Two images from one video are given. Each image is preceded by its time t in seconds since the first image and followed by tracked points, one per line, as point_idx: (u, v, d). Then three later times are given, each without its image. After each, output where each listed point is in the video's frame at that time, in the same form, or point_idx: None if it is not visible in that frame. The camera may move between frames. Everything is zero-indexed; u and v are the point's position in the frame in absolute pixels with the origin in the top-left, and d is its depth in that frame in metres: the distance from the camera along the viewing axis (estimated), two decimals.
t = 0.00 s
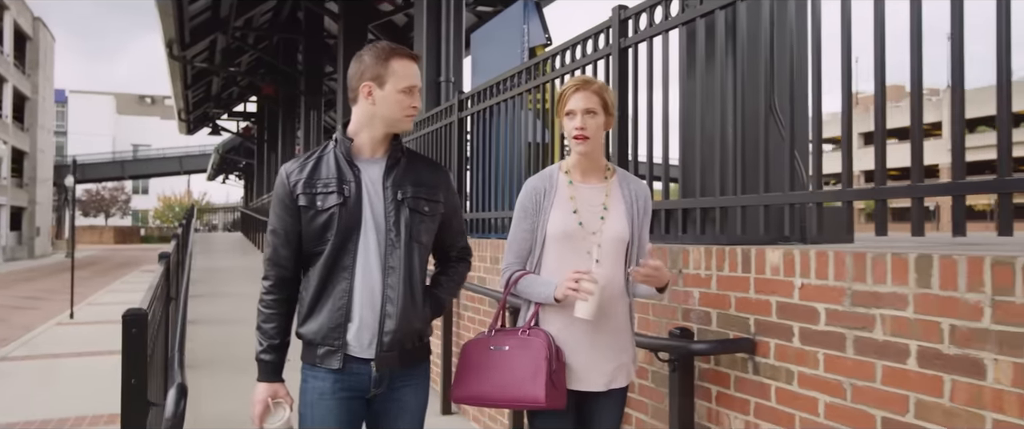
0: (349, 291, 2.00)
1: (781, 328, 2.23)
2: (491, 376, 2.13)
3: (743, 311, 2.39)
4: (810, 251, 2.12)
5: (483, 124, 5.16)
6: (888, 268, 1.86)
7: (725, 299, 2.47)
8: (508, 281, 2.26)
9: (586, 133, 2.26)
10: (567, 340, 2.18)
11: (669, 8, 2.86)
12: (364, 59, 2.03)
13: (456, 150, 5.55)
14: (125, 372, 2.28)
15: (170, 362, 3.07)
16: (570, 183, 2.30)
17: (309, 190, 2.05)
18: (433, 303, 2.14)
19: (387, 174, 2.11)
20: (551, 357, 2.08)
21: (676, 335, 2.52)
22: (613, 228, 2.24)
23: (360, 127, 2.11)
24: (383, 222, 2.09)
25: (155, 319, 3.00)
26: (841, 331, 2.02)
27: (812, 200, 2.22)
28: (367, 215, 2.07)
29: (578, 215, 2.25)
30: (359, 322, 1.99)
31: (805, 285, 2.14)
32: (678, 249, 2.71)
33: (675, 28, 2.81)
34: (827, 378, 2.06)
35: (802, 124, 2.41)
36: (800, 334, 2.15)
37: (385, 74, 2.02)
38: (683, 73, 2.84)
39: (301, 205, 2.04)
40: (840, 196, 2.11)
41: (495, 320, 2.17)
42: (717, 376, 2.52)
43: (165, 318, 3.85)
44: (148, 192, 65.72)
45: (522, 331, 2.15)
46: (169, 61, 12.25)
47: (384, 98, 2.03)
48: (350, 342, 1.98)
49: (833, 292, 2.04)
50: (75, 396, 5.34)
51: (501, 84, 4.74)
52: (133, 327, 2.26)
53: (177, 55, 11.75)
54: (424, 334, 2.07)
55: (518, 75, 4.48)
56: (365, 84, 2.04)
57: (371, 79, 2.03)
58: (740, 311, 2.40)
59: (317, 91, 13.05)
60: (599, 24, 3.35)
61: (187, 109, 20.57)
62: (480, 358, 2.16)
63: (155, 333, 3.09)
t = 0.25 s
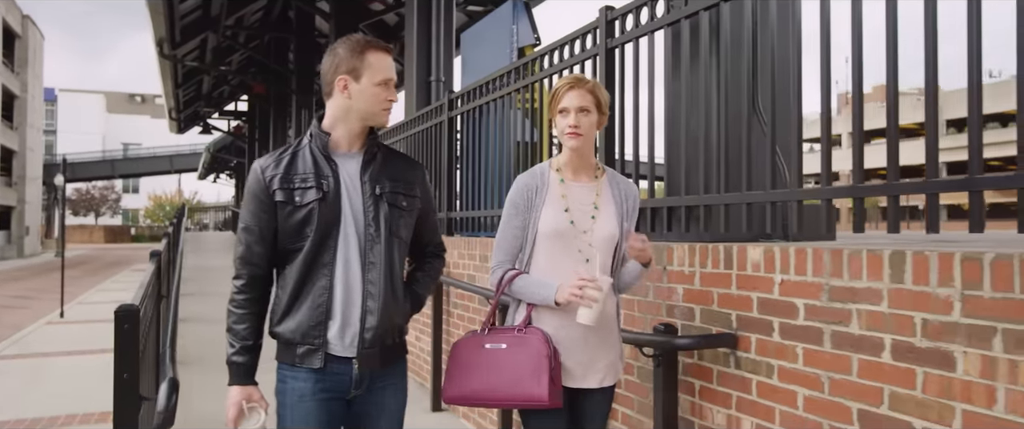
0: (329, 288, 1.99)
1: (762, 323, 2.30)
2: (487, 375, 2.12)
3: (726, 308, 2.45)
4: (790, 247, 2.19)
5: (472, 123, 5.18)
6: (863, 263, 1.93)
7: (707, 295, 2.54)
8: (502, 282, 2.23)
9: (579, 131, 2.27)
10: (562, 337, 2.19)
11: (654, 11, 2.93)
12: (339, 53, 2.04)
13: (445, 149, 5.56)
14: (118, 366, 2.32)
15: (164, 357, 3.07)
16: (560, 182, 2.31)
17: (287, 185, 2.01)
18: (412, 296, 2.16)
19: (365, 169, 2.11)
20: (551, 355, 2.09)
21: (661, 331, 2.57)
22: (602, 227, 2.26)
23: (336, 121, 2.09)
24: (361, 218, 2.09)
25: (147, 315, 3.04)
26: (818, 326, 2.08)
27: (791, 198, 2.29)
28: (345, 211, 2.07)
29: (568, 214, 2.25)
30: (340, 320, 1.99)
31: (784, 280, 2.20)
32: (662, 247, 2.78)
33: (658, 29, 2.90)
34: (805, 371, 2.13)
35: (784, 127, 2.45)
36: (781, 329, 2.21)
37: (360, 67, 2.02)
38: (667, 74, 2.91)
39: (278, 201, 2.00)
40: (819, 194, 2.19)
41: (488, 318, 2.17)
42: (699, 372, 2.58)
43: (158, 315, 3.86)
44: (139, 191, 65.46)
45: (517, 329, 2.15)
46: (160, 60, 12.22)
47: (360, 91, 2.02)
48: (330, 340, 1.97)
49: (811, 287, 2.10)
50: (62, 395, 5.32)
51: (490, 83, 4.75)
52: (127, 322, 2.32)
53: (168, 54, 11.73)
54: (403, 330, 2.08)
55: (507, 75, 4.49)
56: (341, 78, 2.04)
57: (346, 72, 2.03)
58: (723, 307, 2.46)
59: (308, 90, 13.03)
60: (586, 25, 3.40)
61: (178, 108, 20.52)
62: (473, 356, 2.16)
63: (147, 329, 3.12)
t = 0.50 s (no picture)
0: (311, 288, 1.97)
1: (744, 320, 2.40)
2: (486, 380, 2.11)
3: (710, 305, 2.55)
4: (770, 246, 2.28)
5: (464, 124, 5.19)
6: (841, 261, 2.02)
7: (693, 293, 2.64)
8: (497, 284, 2.21)
9: (567, 130, 2.29)
10: (561, 340, 2.19)
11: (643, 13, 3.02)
12: (319, 49, 2.02)
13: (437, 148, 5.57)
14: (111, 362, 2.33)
15: (157, 354, 3.06)
16: (549, 182, 2.32)
17: (266, 182, 1.98)
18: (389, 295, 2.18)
19: (345, 168, 2.10)
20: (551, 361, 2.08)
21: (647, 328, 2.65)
22: (593, 226, 2.28)
23: (315, 118, 2.07)
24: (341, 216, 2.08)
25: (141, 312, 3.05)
26: (798, 323, 2.17)
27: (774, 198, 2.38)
28: (326, 210, 2.05)
29: (558, 214, 2.27)
30: (322, 320, 1.98)
31: (765, 278, 2.30)
32: (647, 246, 2.89)
33: (646, 31, 2.99)
34: (785, 367, 2.22)
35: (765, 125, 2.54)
36: (762, 326, 2.31)
37: (340, 64, 2.01)
38: (655, 75, 2.99)
39: (257, 198, 1.96)
40: (800, 193, 2.27)
41: (484, 321, 2.15)
42: (685, 368, 2.69)
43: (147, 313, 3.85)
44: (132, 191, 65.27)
45: (516, 334, 2.14)
46: (153, 60, 12.21)
47: (341, 89, 2.01)
48: (312, 341, 1.96)
49: (791, 284, 2.19)
50: (52, 394, 5.30)
51: (481, 84, 4.77)
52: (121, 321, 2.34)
53: (161, 53, 11.71)
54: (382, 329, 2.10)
55: (497, 75, 4.51)
56: (320, 75, 2.02)
57: (326, 69, 2.01)
58: (708, 304, 2.56)
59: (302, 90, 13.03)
60: (574, 27, 3.48)
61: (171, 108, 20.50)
62: (470, 360, 2.15)
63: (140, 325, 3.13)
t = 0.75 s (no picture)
0: (302, 292, 1.98)
1: (729, 319, 2.54)
2: (484, 381, 2.10)
3: (697, 304, 2.70)
4: (755, 247, 2.42)
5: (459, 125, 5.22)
6: (822, 262, 2.15)
7: (681, 293, 2.79)
8: (490, 283, 2.24)
9: (553, 122, 2.31)
10: (557, 339, 2.20)
11: (631, 16, 3.13)
12: (301, 50, 2.01)
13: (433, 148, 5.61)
14: (108, 362, 2.37)
15: (153, 354, 3.08)
16: (538, 180, 2.34)
17: (256, 187, 1.97)
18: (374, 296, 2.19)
19: (333, 170, 2.11)
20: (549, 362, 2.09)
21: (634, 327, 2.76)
22: (582, 222, 2.28)
23: (299, 121, 2.06)
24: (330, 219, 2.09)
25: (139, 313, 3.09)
26: (781, 322, 2.31)
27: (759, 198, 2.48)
28: (315, 213, 2.05)
29: (547, 212, 2.29)
30: (313, 322, 1.99)
31: (750, 278, 2.45)
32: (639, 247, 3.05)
33: (636, 35, 3.08)
34: (769, 366, 2.35)
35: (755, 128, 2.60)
36: (747, 326, 2.45)
37: (323, 67, 2.00)
38: (645, 80, 3.11)
39: (247, 204, 1.95)
40: (785, 195, 2.36)
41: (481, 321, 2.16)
42: (672, 366, 2.84)
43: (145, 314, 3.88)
44: (129, 191, 65.17)
45: (512, 335, 2.14)
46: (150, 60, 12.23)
47: (326, 91, 2.01)
48: (303, 344, 1.97)
49: (775, 284, 2.33)
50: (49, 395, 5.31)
51: (475, 86, 4.81)
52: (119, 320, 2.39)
53: (158, 54, 11.73)
54: (369, 331, 2.11)
55: (491, 78, 4.54)
56: (302, 77, 2.01)
57: (309, 72, 2.00)
58: (694, 304, 2.71)
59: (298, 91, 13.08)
60: (565, 31, 3.59)
61: (168, 108, 20.50)
62: (463, 363, 2.14)
63: (138, 326, 3.17)
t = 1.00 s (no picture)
0: (302, 295, 2.00)
1: (719, 319, 2.62)
2: (481, 385, 2.11)
3: (688, 304, 2.77)
4: (745, 248, 2.51)
5: (456, 126, 5.24)
6: (808, 263, 2.24)
7: (671, 293, 2.87)
8: (485, 285, 2.26)
9: (547, 120, 2.33)
10: (552, 340, 2.21)
11: (625, 21, 3.16)
12: (293, 56, 2.02)
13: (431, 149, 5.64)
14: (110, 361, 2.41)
15: (154, 353, 3.10)
16: (529, 180, 2.36)
17: (256, 193, 1.98)
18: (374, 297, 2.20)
19: (331, 174, 2.12)
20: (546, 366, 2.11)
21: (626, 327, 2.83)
22: (574, 222, 2.30)
23: (295, 125, 2.08)
24: (329, 222, 2.10)
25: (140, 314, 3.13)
26: (769, 321, 2.39)
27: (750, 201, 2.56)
28: (314, 217, 2.07)
29: (538, 212, 2.31)
30: (312, 325, 2.01)
31: (739, 278, 2.53)
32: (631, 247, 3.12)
33: (629, 39, 3.13)
34: (757, 365, 2.44)
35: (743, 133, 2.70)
36: (736, 326, 2.53)
37: (316, 71, 2.01)
38: (638, 82, 3.18)
39: (248, 210, 1.97)
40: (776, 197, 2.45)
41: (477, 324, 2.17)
42: (661, 365, 2.91)
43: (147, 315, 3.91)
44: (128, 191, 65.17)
45: (508, 337, 2.16)
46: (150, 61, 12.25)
47: (319, 95, 2.02)
48: (302, 346, 1.99)
49: (762, 285, 2.42)
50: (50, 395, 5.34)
51: (472, 88, 4.84)
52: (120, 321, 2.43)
53: (157, 55, 11.75)
54: (367, 332, 2.12)
55: (488, 81, 4.56)
56: (296, 83, 2.03)
57: (302, 77, 2.02)
58: (686, 304, 2.78)
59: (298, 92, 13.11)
60: (560, 35, 3.63)
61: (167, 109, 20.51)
62: (459, 365, 2.15)
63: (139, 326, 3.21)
